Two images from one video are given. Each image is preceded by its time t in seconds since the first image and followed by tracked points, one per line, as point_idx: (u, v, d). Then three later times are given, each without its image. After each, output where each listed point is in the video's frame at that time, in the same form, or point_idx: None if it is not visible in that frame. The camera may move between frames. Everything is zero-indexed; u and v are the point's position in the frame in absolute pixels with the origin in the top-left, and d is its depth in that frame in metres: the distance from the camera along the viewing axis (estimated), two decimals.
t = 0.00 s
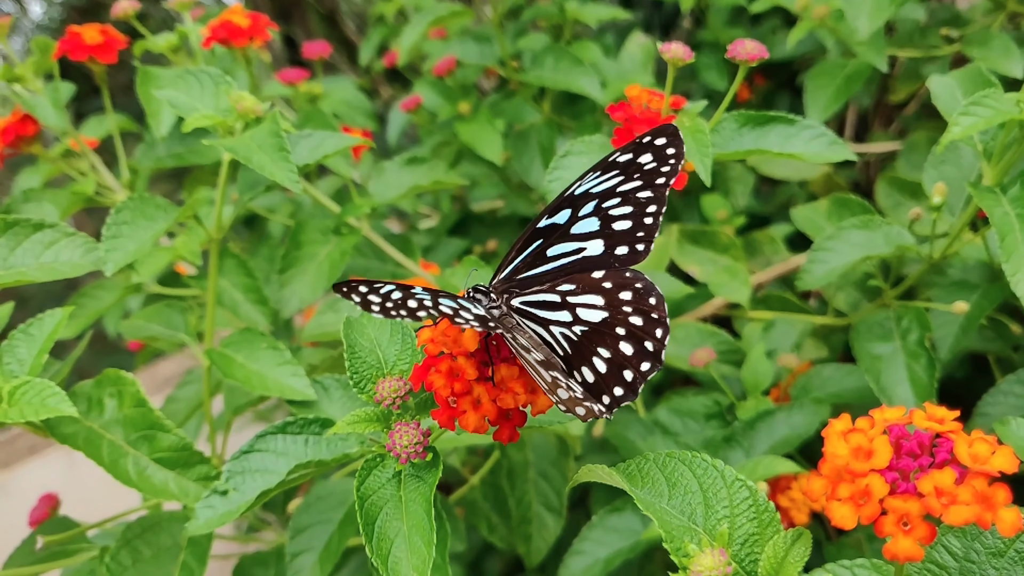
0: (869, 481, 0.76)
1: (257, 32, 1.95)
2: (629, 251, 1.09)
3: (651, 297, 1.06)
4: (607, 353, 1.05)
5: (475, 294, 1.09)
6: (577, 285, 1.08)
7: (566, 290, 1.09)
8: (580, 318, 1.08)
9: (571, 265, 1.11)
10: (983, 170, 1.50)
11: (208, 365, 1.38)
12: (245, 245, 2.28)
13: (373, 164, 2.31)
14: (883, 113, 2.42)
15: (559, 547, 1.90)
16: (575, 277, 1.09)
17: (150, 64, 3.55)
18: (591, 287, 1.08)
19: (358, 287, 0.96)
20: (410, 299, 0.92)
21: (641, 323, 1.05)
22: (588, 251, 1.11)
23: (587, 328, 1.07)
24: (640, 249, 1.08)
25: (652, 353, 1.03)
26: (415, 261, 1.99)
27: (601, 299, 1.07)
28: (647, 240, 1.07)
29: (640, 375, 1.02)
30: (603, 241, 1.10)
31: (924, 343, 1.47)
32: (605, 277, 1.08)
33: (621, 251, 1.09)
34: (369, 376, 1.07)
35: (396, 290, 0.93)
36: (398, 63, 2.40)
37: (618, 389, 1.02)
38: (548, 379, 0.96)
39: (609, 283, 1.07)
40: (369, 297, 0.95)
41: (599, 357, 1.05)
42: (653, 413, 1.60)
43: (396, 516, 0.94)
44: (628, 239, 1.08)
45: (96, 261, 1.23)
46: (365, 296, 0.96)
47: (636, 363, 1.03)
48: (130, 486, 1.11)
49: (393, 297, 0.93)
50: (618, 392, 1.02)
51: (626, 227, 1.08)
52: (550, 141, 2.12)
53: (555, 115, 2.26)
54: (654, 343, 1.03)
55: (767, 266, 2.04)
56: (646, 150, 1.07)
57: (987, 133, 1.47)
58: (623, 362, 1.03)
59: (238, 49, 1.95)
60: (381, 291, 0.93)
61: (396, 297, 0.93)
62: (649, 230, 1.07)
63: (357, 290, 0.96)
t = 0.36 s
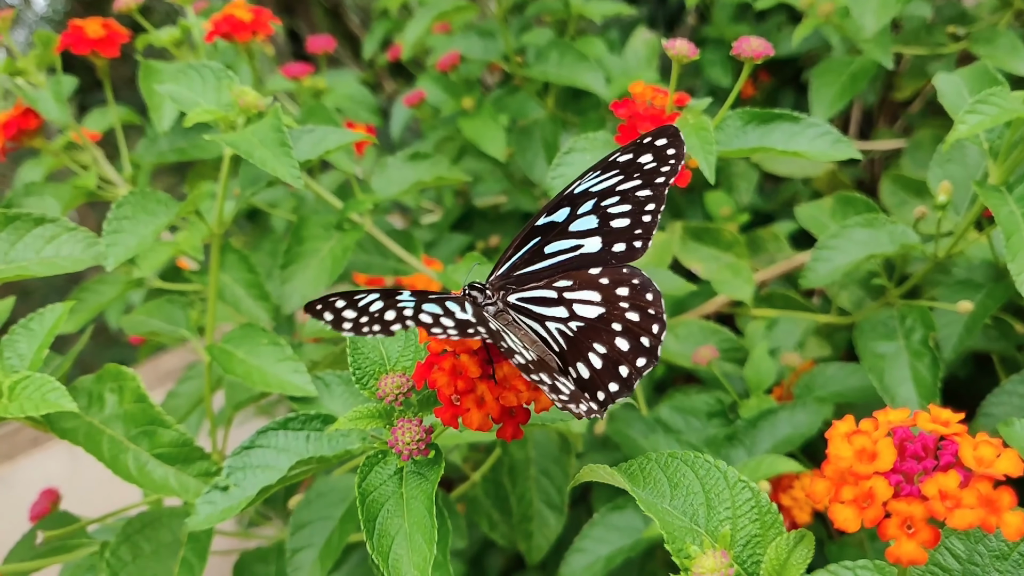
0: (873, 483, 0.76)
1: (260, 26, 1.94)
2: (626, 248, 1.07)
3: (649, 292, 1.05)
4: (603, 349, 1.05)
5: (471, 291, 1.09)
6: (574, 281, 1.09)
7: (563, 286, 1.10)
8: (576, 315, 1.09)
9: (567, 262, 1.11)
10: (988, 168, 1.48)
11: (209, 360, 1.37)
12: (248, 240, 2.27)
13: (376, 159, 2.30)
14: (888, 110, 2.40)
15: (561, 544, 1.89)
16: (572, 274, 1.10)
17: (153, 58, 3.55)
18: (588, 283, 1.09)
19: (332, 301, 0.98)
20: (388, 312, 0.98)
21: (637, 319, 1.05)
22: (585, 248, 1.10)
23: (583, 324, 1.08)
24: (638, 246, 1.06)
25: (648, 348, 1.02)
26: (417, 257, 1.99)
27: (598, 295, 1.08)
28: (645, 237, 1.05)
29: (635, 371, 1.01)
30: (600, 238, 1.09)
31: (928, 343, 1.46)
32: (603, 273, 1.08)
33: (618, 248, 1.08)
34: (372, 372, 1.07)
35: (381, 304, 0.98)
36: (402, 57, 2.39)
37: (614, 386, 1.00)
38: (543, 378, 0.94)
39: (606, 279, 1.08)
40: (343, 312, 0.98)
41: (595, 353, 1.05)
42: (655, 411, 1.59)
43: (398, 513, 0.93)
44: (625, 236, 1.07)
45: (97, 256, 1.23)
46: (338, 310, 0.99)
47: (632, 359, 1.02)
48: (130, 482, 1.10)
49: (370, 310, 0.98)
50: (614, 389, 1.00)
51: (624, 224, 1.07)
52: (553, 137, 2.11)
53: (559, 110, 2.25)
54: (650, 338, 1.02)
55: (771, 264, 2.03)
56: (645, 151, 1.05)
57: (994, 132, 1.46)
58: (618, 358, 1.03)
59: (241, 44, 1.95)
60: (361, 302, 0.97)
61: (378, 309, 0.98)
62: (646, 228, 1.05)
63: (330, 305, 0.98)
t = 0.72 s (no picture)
0: (878, 488, 0.76)
1: (263, 22, 1.93)
2: (620, 241, 1.05)
3: (643, 285, 1.04)
4: (598, 343, 1.04)
5: (469, 289, 1.07)
6: (570, 276, 1.08)
7: (560, 281, 1.09)
8: (573, 310, 1.08)
9: (563, 257, 1.10)
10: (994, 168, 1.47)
11: (210, 357, 1.36)
12: (250, 236, 2.27)
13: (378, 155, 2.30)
14: (893, 108, 2.39)
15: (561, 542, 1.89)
16: (568, 268, 1.09)
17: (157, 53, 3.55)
18: (583, 277, 1.07)
19: (314, 307, 1.03)
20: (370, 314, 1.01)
21: (631, 313, 1.03)
22: (581, 242, 1.09)
23: (579, 319, 1.07)
24: (631, 238, 1.04)
25: (642, 342, 1.00)
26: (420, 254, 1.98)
27: (593, 289, 1.07)
28: (638, 229, 1.03)
29: (630, 365, 0.99)
30: (596, 232, 1.07)
31: (932, 343, 1.45)
32: (597, 267, 1.06)
33: (613, 241, 1.06)
34: (372, 371, 1.06)
35: (367, 307, 1.02)
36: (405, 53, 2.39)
37: (608, 380, 1.00)
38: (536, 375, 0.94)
39: (601, 273, 1.07)
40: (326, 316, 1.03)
41: (590, 348, 1.04)
42: (657, 409, 1.59)
43: (398, 512, 0.93)
44: (620, 228, 1.05)
45: (98, 253, 1.22)
46: (320, 315, 1.03)
47: (627, 353, 1.00)
48: (130, 480, 1.10)
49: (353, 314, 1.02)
50: (609, 383, 1.00)
51: (619, 217, 1.05)
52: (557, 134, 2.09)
53: (563, 107, 2.24)
54: (644, 332, 1.01)
55: (775, 262, 2.02)
56: (645, 141, 1.04)
57: (1000, 132, 1.45)
58: (613, 352, 1.01)
59: (244, 40, 1.94)
60: (345, 306, 1.02)
61: (362, 313, 1.02)
62: (640, 219, 1.03)
63: (313, 309, 1.03)
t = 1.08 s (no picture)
0: (882, 493, 0.76)
1: (266, 18, 1.92)
2: (616, 240, 1.05)
3: (638, 286, 1.02)
4: (594, 346, 1.03)
5: (468, 290, 1.07)
6: (567, 277, 1.07)
7: (557, 282, 1.08)
8: (569, 311, 1.07)
9: (560, 257, 1.09)
10: (1001, 168, 1.46)
11: (210, 355, 1.36)
12: (252, 232, 2.27)
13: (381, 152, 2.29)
14: (898, 107, 2.37)
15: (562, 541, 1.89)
16: (564, 269, 1.08)
17: (160, 49, 3.54)
18: (579, 278, 1.06)
19: (309, 302, 1.03)
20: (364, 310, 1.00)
21: (627, 314, 1.02)
22: (578, 242, 1.08)
23: (575, 321, 1.06)
24: (627, 238, 1.03)
25: (638, 344, 0.99)
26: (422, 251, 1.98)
27: (590, 290, 1.06)
28: (634, 228, 1.03)
29: (626, 368, 0.98)
30: (592, 231, 1.06)
31: (936, 344, 1.44)
32: (593, 268, 1.06)
33: (608, 241, 1.06)
34: (371, 372, 1.05)
35: (362, 304, 1.01)
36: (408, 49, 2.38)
37: (604, 383, 0.98)
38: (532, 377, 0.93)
39: (596, 273, 1.05)
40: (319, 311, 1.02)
41: (586, 351, 1.02)
42: (659, 409, 1.58)
43: (397, 514, 0.92)
44: (616, 227, 1.04)
45: (98, 250, 1.22)
46: (314, 312, 1.03)
47: (623, 356, 0.99)
48: (130, 479, 1.10)
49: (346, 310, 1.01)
50: (605, 387, 0.98)
51: (615, 215, 1.04)
52: (560, 131, 2.08)
53: (567, 104, 2.23)
54: (639, 334, 0.99)
55: (778, 261, 2.01)
56: (644, 135, 1.05)
57: (1007, 132, 1.44)
58: (609, 355, 1.00)
59: (246, 35, 1.93)
60: (340, 303, 1.01)
61: (357, 310, 1.02)
62: (636, 218, 1.03)
63: (307, 306, 1.03)
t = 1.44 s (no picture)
0: (886, 500, 0.78)
1: (267, 15, 1.91)
2: (611, 242, 1.04)
3: (634, 288, 1.02)
4: (593, 351, 1.03)
5: (469, 295, 1.05)
6: (563, 281, 1.07)
7: (554, 286, 1.08)
8: (567, 316, 1.07)
9: (556, 260, 1.09)
10: (1007, 169, 1.45)
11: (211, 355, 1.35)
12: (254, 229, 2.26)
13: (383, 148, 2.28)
14: (902, 105, 2.36)
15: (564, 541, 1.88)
16: (561, 273, 1.07)
17: (163, 44, 3.54)
18: (575, 282, 1.06)
19: (315, 283, 1.03)
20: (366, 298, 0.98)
21: (624, 318, 1.02)
22: (573, 244, 1.08)
23: (574, 326, 1.06)
24: (620, 239, 1.03)
25: (635, 348, 0.99)
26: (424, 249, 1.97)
27: (586, 294, 1.05)
28: (627, 228, 1.02)
29: (625, 372, 0.99)
30: (586, 232, 1.06)
31: (940, 345, 1.43)
32: (588, 270, 1.05)
33: (602, 242, 1.05)
34: (371, 375, 1.05)
35: (367, 291, 0.99)
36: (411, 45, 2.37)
37: (604, 389, 0.99)
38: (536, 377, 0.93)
39: (592, 276, 1.05)
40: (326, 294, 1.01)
41: (585, 356, 1.03)
42: (662, 408, 1.58)
43: (396, 519, 0.92)
44: (608, 229, 1.04)
45: (98, 249, 1.21)
46: (321, 291, 1.02)
47: (621, 360, 1.00)
48: (130, 479, 1.09)
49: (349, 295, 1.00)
50: (605, 393, 0.99)
51: (608, 215, 1.04)
52: (564, 129, 2.07)
53: (570, 101, 2.22)
54: (637, 338, 1.00)
55: (782, 259, 2.00)
56: (632, 126, 1.01)
57: (1013, 133, 1.42)
58: (608, 360, 1.01)
59: (248, 32, 1.92)
60: (344, 289, 0.99)
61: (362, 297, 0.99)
62: (628, 218, 1.02)
63: (312, 287, 1.03)
